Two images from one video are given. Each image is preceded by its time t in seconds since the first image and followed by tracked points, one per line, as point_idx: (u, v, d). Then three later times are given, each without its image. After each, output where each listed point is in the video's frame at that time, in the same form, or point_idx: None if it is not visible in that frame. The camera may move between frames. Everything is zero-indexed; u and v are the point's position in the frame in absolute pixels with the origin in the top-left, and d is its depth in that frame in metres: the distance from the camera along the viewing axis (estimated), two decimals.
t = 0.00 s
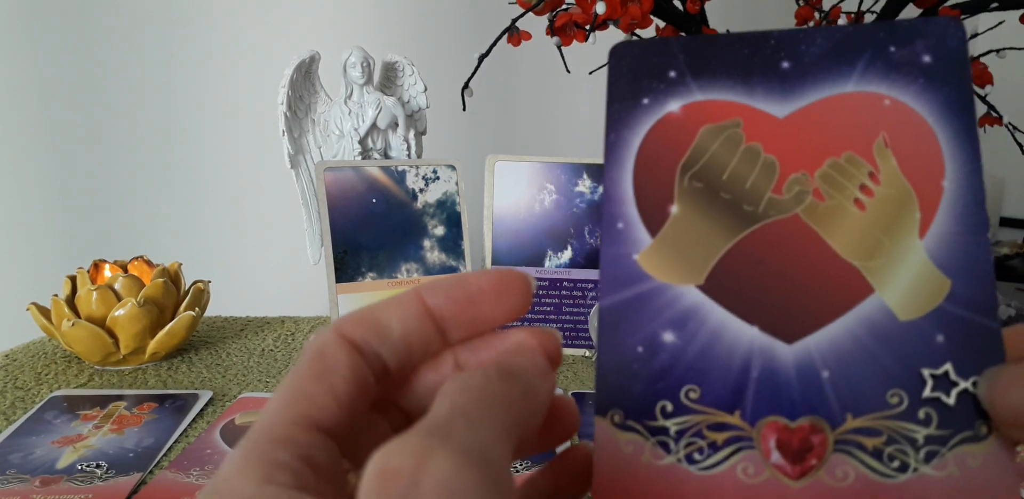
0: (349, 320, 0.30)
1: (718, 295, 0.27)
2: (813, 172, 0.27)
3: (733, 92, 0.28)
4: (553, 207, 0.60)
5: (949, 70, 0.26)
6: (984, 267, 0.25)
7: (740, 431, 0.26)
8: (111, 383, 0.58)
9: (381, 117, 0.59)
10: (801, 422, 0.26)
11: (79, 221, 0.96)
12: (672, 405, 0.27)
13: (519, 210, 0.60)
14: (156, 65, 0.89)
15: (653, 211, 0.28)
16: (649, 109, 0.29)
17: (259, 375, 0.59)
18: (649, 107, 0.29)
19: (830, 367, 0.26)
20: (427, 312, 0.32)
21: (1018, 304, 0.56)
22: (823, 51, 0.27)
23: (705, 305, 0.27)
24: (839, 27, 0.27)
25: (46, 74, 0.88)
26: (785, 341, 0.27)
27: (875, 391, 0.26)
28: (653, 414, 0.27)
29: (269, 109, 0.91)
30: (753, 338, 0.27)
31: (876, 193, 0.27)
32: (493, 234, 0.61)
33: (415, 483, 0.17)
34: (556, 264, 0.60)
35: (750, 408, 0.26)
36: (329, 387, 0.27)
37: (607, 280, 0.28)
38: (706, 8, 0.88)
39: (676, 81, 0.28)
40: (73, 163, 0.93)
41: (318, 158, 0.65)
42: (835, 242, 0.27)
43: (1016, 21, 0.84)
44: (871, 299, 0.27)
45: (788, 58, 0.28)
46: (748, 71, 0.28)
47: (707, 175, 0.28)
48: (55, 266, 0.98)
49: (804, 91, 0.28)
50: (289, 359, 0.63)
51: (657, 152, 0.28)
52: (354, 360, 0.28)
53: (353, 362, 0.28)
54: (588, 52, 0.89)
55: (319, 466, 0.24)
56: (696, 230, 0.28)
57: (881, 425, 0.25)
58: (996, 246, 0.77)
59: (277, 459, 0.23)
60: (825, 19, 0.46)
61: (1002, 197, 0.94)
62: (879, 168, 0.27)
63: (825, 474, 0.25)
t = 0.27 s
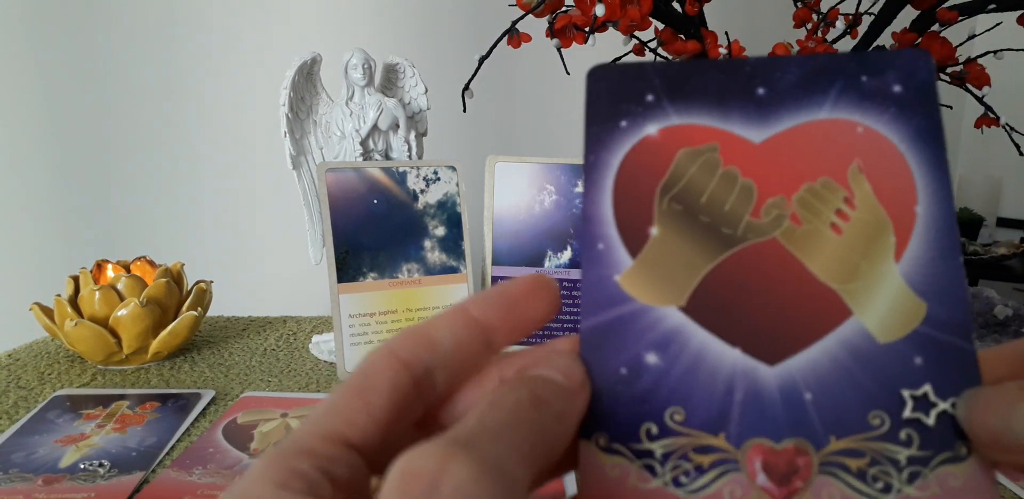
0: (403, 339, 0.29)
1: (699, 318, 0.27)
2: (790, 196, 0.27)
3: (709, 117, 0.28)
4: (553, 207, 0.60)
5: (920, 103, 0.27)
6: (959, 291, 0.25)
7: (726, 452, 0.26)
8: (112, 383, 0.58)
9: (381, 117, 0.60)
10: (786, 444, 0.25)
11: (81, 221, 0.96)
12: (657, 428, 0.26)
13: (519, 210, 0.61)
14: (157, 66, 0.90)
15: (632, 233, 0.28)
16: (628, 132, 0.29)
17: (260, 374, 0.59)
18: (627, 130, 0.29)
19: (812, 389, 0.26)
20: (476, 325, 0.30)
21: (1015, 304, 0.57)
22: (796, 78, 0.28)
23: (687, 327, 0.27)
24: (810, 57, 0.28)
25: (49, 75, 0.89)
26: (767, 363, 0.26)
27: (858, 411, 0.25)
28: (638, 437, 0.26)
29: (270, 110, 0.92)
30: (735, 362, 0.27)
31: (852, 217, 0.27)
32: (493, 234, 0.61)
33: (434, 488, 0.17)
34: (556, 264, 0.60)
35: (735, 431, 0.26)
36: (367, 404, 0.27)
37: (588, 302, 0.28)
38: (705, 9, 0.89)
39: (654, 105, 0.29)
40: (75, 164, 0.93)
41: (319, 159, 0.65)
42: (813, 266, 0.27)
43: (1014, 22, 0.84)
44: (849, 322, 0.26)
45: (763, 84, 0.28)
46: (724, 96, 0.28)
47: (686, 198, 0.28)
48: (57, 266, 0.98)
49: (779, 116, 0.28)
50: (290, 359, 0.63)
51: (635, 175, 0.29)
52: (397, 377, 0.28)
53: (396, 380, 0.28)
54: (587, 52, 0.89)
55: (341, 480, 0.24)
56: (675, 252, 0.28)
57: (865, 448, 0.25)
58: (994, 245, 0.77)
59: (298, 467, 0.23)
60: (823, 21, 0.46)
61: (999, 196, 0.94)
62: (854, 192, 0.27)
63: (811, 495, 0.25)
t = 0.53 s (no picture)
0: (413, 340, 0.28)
1: (694, 323, 0.27)
2: (785, 199, 0.27)
3: (705, 117, 0.28)
4: (554, 207, 0.60)
5: (914, 108, 0.27)
6: (950, 298, 0.26)
7: (720, 460, 0.25)
8: (112, 383, 0.58)
9: (381, 117, 0.59)
10: (779, 451, 0.25)
11: (81, 221, 0.96)
12: (650, 434, 0.26)
13: (519, 210, 0.60)
14: (156, 65, 0.89)
15: (626, 234, 0.28)
16: (623, 129, 0.29)
17: (260, 374, 0.59)
18: (622, 128, 0.29)
19: (806, 396, 0.26)
20: (489, 326, 0.29)
21: (1015, 304, 0.56)
22: (793, 80, 0.28)
23: (682, 332, 0.27)
24: (808, 59, 0.27)
25: (49, 74, 0.89)
26: (761, 369, 0.26)
27: (851, 418, 0.25)
28: (630, 442, 0.26)
29: (270, 109, 0.91)
30: (729, 367, 0.26)
31: (847, 223, 0.27)
32: (493, 234, 0.61)
33: (426, 485, 0.17)
34: (557, 264, 0.60)
35: (729, 437, 0.26)
36: (371, 404, 0.26)
37: (581, 305, 0.28)
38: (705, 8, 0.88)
39: (649, 103, 0.28)
40: (75, 164, 0.93)
41: (319, 159, 0.65)
42: (808, 271, 0.27)
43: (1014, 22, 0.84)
44: (844, 329, 0.26)
45: (759, 86, 0.28)
46: (720, 96, 0.28)
47: (680, 199, 0.28)
48: (57, 266, 0.98)
49: (775, 118, 0.28)
50: (290, 359, 0.63)
51: (630, 175, 0.28)
52: (404, 378, 0.27)
53: (403, 380, 0.27)
54: (587, 52, 0.89)
55: (341, 482, 0.24)
56: (668, 255, 0.28)
57: (857, 456, 0.25)
58: (995, 245, 0.77)
59: (296, 468, 0.23)
60: (823, 21, 0.46)
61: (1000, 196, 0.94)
62: (849, 197, 0.27)
63: None
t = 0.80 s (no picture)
0: (407, 340, 0.29)
1: (691, 334, 0.27)
2: (781, 208, 0.27)
3: (702, 125, 0.28)
4: (553, 207, 0.60)
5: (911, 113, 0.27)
6: (948, 309, 0.26)
7: (716, 469, 0.26)
8: (112, 383, 0.58)
9: (381, 117, 0.59)
10: (776, 461, 0.25)
11: (80, 221, 0.96)
12: (649, 444, 0.26)
13: (519, 210, 0.60)
14: (157, 64, 0.89)
15: (624, 243, 0.28)
16: (620, 137, 0.29)
17: (260, 375, 0.59)
18: (619, 136, 0.29)
19: (803, 406, 0.26)
20: (483, 331, 0.30)
21: (1015, 304, 0.57)
22: (790, 87, 0.28)
23: (680, 343, 0.27)
24: (805, 64, 0.28)
25: (49, 73, 0.89)
26: (758, 378, 0.26)
27: (847, 429, 0.25)
28: (628, 452, 0.26)
29: (270, 108, 0.91)
30: (726, 377, 0.26)
31: (845, 232, 0.27)
32: (493, 234, 0.61)
33: (428, 487, 0.17)
34: (556, 264, 0.60)
35: (726, 447, 0.26)
36: (371, 403, 0.26)
37: (579, 315, 0.28)
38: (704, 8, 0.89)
39: (646, 110, 0.29)
40: (74, 163, 0.93)
41: (319, 159, 0.65)
42: (805, 280, 0.27)
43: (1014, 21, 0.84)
44: (842, 338, 0.26)
45: (756, 93, 0.28)
46: (717, 103, 0.28)
47: (677, 208, 0.28)
48: (57, 266, 0.98)
49: (771, 125, 0.28)
50: (289, 359, 0.63)
51: (627, 184, 0.28)
52: (401, 378, 0.28)
53: (400, 379, 0.28)
54: (587, 51, 0.89)
55: (347, 481, 0.24)
56: (666, 264, 0.28)
57: (854, 465, 0.25)
58: (995, 245, 0.77)
59: (304, 469, 0.23)
60: (823, 21, 0.46)
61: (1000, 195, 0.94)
62: (846, 206, 0.27)
63: None
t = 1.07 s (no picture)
0: (406, 338, 0.28)
1: (690, 333, 0.27)
2: (782, 208, 0.27)
3: (703, 123, 0.28)
4: (553, 207, 0.60)
5: (914, 114, 0.27)
6: (948, 309, 0.26)
7: (714, 469, 0.26)
8: (112, 383, 0.58)
9: (381, 117, 0.59)
10: (773, 462, 0.26)
11: (80, 222, 0.96)
12: (646, 443, 0.26)
13: (519, 210, 0.60)
14: (157, 63, 0.89)
15: (624, 243, 0.28)
16: (621, 136, 0.29)
17: (260, 375, 0.59)
18: (620, 134, 0.29)
19: (800, 407, 0.26)
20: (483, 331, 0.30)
21: (1015, 304, 0.57)
22: (793, 85, 0.28)
23: (679, 342, 0.27)
24: (807, 63, 0.27)
25: (48, 73, 0.89)
26: (757, 378, 0.26)
27: (846, 430, 0.26)
28: (627, 452, 0.26)
29: (270, 108, 0.91)
30: (724, 377, 0.27)
31: (846, 232, 0.27)
32: (493, 234, 0.61)
33: (423, 485, 0.17)
34: (556, 264, 0.60)
35: (723, 447, 0.26)
36: (371, 401, 0.26)
37: (578, 315, 0.28)
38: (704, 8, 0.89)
39: (647, 108, 0.28)
40: (74, 163, 0.93)
41: (319, 159, 0.65)
42: (805, 280, 0.27)
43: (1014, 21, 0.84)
44: (841, 339, 0.26)
45: (759, 91, 0.28)
46: (719, 101, 0.28)
47: (678, 207, 0.28)
48: (56, 266, 0.98)
49: (774, 123, 0.28)
50: (289, 359, 0.63)
51: (628, 183, 0.28)
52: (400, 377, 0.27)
53: (400, 378, 0.27)
54: (587, 52, 0.89)
55: (347, 479, 0.24)
56: (668, 264, 0.28)
57: (850, 466, 0.25)
58: (995, 245, 0.77)
59: (303, 467, 0.23)
60: (823, 21, 0.46)
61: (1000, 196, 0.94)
62: (848, 206, 0.27)
63: None
